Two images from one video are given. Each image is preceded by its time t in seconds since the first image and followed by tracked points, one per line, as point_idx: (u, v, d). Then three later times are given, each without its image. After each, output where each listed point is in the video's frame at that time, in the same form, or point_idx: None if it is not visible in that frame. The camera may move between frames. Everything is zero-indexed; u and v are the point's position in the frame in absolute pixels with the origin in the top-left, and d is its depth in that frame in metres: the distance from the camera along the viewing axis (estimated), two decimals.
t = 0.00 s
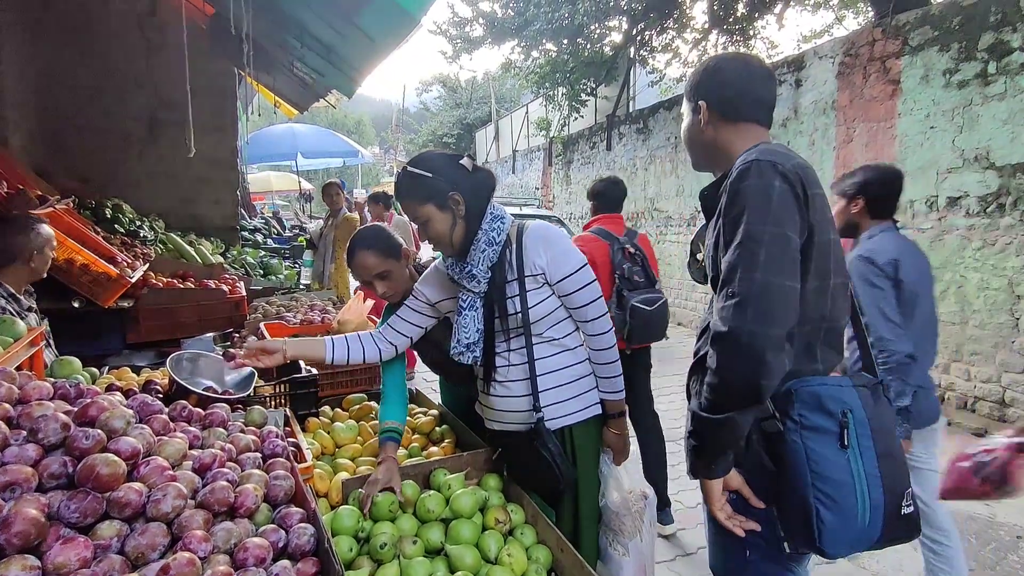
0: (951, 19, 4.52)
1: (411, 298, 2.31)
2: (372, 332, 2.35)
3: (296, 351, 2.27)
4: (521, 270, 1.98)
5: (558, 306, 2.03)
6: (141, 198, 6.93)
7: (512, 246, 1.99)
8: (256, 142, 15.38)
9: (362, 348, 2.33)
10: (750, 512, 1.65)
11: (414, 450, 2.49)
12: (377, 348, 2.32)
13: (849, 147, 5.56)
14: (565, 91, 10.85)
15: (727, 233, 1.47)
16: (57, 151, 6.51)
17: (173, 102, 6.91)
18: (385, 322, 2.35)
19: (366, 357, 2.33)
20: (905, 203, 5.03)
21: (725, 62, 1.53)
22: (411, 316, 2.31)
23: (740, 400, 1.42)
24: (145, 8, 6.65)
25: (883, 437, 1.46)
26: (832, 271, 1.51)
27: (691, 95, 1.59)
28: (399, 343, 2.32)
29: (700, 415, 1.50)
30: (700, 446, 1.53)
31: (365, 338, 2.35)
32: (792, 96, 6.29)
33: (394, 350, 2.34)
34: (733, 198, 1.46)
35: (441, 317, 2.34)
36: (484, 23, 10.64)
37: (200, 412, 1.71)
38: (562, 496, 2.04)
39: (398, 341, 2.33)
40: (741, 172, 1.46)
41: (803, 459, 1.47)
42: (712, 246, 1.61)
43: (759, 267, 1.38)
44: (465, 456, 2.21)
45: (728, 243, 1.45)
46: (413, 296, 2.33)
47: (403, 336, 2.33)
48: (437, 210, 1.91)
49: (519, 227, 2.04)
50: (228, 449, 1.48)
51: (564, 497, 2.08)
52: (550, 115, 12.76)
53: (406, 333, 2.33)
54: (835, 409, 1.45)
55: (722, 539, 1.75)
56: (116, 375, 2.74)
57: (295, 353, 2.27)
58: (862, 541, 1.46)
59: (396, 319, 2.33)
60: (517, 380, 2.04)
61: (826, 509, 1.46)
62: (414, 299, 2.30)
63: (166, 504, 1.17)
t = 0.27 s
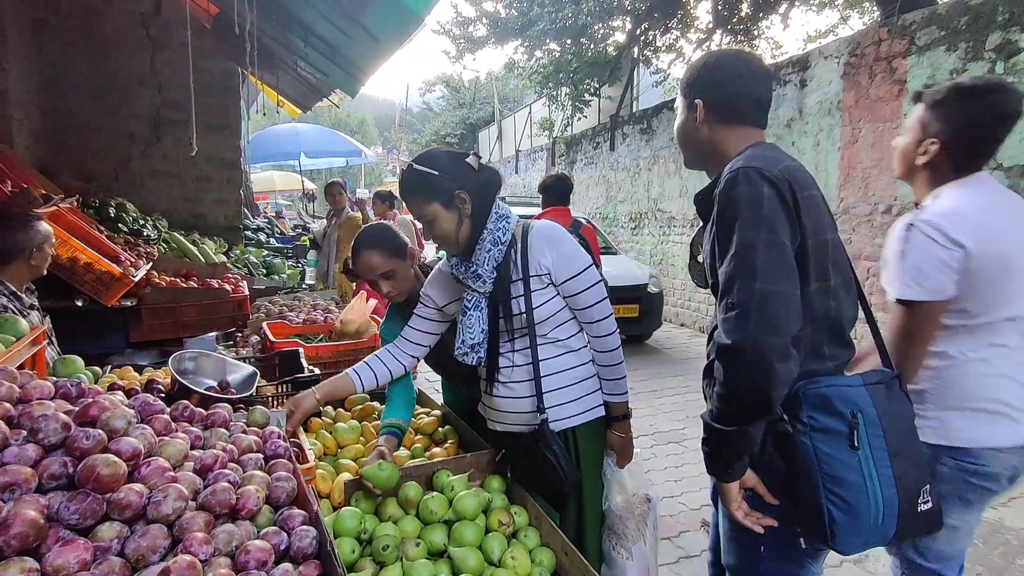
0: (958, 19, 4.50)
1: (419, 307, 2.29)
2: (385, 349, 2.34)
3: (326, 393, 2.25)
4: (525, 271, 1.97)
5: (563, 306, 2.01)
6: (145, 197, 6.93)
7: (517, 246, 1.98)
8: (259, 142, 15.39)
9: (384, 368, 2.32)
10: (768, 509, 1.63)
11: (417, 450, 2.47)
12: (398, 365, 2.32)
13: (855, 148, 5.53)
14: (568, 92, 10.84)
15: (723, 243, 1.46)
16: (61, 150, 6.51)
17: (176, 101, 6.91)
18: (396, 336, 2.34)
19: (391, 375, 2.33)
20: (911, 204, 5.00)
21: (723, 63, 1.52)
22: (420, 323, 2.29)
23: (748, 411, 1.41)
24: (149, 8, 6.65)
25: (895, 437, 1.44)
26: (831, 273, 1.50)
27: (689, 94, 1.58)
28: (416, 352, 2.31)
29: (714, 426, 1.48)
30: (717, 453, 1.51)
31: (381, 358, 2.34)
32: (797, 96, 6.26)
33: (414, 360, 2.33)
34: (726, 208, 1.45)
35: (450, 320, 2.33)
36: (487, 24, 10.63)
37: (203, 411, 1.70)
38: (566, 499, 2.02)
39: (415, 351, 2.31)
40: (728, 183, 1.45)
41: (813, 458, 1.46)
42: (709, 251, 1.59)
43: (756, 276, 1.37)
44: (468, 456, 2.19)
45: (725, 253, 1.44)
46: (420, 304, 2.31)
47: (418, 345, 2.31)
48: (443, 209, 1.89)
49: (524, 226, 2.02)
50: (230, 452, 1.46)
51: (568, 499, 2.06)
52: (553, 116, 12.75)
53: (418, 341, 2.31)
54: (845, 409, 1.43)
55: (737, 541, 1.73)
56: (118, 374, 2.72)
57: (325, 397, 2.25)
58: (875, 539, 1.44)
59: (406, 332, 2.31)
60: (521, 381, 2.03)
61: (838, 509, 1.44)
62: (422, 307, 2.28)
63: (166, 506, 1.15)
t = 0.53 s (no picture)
0: (971, 17, 4.45)
1: (426, 310, 2.28)
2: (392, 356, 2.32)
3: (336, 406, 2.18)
4: (533, 271, 1.95)
5: (570, 307, 1.99)
6: (152, 197, 6.95)
7: (524, 246, 1.96)
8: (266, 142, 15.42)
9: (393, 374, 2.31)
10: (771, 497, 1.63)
11: (421, 451, 2.46)
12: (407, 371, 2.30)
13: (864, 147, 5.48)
14: (574, 91, 10.80)
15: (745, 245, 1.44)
16: (69, 150, 6.53)
17: (183, 101, 6.92)
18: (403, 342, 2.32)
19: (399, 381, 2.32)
20: (921, 203, 4.95)
21: (734, 82, 1.55)
22: (427, 325, 2.28)
23: (779, 405, 1.38)
24: (157, 8, 6.67)
25: (877, 428, 1.51)
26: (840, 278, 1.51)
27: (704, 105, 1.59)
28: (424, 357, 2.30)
29: (732, 425, 1.47)
30: (733, 447, 1.50)
31: (388, 365, 2.32)
32: (805, 96, 6.21)
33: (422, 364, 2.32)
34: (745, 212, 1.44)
35: (456, 321, 2.31)
36: (493, 23, 10.61)
37: (206, 412, 1.69)
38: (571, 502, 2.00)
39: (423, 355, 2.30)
40: (747, 192, 1.43)
41: (802, 447, 1.52)
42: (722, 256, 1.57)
43: (784, 280, 1.35)
44: (472, 458, 2.17)
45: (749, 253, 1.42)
46: (426, 307, 2.30)
47: (426, 349, 2.30)
48: (449, 209, 1.88)
49: (532, 226, 2.00)
50: (233, 453, 1.45)
51: (575, 502, 2.04)
52: (559, 116, 12.73)
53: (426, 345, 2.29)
54: (829, 402, 1.50)
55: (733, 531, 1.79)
56: (124, 373, 2.72)
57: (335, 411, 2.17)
58: (862, 523, 1.50)
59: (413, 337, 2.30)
60: (528, 383, 2.01)
61: (824, 495, 1.50)
62: (429, 309, 2.27)
63: (167, 509, 1.14)
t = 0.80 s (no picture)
0: (988, 13, 4.38)
1: (435, 310, 2.26)
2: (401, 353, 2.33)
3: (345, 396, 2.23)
4: (541, 272, 1.94)
5: (578, 308, 1.98)
6: (163, 196, 6.99)
7: (532, 247, 1.95)
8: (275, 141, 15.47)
9: (401, 370, 2.32)
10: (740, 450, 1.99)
11: (428, 452, 2.46)
12: (416, 368, 2.31)
13: (878, 146, 5.41)
14: (583, 91, 10.74)
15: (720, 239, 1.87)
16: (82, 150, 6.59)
17: (194, 101, 6.96)
18: (413, 340, 2.31)
19: (407, 377, 2.33)
20: (936, 203, 4.89)
21: (713, 113, 2.02)
22: (435, 324, 2.27)
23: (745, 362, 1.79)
24: (168, 9, 6.70)
25: (828, 389, 1.83)
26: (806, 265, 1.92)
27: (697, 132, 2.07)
28: (433, 356, 2.29)
29: (709, 382, 1.89)
30: (711, 397, 1.89)
31: (398, 361, 2.33)
32: (817, 94, 6.14)
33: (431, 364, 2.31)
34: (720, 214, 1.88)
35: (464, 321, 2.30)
36: (502, 22, 10.58)
37: (212, 412, 1.69)
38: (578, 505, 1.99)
39: (432, 355, 2.29)
40: (718, 201, 1.87)
41: (767, 406, 1.85)
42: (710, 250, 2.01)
43: (749, 268, 1.78)
44: (478, 460, 2.16)
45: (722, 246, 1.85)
46: (436, 306, 2.28)
47: (435, 348, 2.29)
48: (457, 208, 1.86)
49: (541, 227, 1.99)
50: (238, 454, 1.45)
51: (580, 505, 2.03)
52: (569, 115, 12.69)
53: (436, 345, 2.28)
54: (787, 367, 1.82)
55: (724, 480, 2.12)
56: (133, 372, 2.73)
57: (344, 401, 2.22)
58: (817, 468, 1.81)
59: (424, 335, 2.29)
60: (535, 385, 2.00)
61: (783, 443, 1.82)
62: (437, 309, 2.26)
63: (169, 510, 1.14)
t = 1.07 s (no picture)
0: (1012, 5, 4.28)
1: (444, 309, 2.24)
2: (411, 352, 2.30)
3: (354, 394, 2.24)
4: (549, 271, 1.91)
5: (587, 308, 1.95)
6: (177, 195, 7.04)
7: (541, 246, 1.93)
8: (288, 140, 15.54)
9: (411, 369, 2.26)
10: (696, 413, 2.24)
11: (436, 452, 2.45)
12: (426, 367, 2.27)
13: (897, 142, 5.32)
14: (595, 88, 10.66)
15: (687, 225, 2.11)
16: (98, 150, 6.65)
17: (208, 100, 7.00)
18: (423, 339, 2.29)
19: (418, 376, 2.28)
20: (958, 200, 4.80)
21: (692, 110, 2.29)
22: (444, 323, 2.25)
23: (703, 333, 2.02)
24: (183, 9, 6.75)
25: (770, 360, 2.02)
26: (770, 249, 2.12)
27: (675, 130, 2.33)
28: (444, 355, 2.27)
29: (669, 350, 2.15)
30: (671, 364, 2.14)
31: (408, 359, 2.28)
32: (834, 90, 6.03)
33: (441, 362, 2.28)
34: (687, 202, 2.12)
35: (473, 321, 2.28)
36: (514, 20, 10.53)
37: (218, 411, 1.68)
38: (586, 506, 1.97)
39: (442, 353, 2.27)
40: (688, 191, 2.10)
41: (714, 376, 2.08)
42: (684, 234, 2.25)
43: (708, 251, 2.02)
44: (485, 461, 2.14)
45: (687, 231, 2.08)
46: (445, 304, 2.26)
47: (445, 347, 2.27)
48: (466, 205, 1.84)
49: (550, 225, 1.96)
50: (242, 454, 1.44)
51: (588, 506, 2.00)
52: (581, 113, 12.62)
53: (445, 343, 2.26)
54: (732, 339, 2.04)
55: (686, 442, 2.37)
56: (144, 370, 2.75)
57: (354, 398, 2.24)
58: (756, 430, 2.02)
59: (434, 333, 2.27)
60: (543, 385, 1.98)
61: (725, 407, 2.04)
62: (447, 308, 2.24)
63: (171, 511, 1.13)
